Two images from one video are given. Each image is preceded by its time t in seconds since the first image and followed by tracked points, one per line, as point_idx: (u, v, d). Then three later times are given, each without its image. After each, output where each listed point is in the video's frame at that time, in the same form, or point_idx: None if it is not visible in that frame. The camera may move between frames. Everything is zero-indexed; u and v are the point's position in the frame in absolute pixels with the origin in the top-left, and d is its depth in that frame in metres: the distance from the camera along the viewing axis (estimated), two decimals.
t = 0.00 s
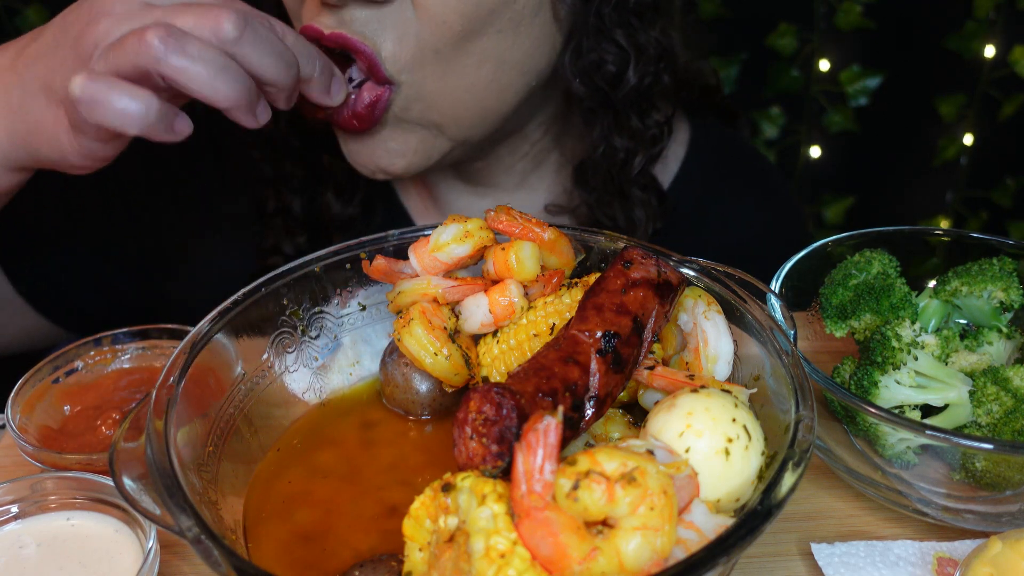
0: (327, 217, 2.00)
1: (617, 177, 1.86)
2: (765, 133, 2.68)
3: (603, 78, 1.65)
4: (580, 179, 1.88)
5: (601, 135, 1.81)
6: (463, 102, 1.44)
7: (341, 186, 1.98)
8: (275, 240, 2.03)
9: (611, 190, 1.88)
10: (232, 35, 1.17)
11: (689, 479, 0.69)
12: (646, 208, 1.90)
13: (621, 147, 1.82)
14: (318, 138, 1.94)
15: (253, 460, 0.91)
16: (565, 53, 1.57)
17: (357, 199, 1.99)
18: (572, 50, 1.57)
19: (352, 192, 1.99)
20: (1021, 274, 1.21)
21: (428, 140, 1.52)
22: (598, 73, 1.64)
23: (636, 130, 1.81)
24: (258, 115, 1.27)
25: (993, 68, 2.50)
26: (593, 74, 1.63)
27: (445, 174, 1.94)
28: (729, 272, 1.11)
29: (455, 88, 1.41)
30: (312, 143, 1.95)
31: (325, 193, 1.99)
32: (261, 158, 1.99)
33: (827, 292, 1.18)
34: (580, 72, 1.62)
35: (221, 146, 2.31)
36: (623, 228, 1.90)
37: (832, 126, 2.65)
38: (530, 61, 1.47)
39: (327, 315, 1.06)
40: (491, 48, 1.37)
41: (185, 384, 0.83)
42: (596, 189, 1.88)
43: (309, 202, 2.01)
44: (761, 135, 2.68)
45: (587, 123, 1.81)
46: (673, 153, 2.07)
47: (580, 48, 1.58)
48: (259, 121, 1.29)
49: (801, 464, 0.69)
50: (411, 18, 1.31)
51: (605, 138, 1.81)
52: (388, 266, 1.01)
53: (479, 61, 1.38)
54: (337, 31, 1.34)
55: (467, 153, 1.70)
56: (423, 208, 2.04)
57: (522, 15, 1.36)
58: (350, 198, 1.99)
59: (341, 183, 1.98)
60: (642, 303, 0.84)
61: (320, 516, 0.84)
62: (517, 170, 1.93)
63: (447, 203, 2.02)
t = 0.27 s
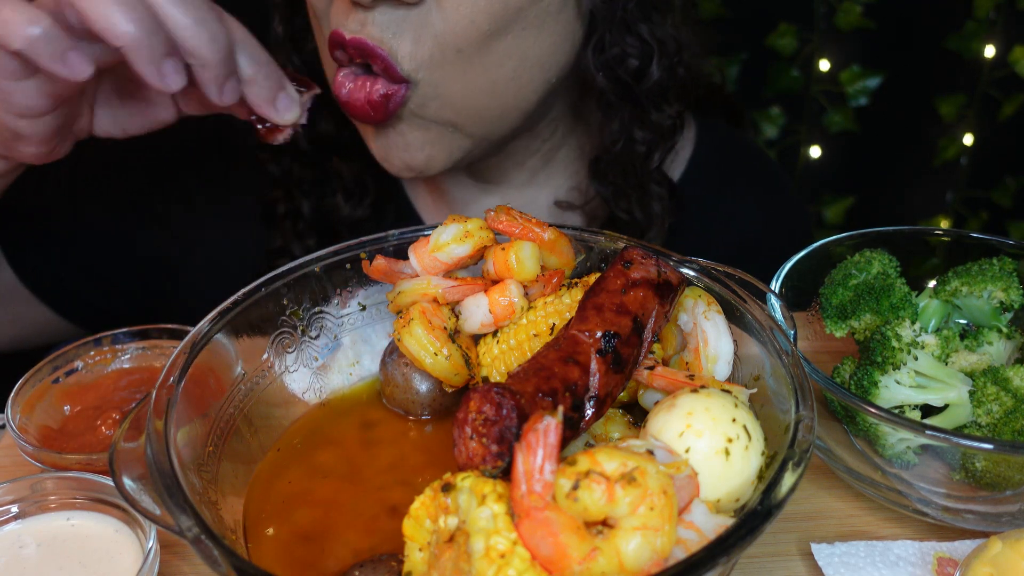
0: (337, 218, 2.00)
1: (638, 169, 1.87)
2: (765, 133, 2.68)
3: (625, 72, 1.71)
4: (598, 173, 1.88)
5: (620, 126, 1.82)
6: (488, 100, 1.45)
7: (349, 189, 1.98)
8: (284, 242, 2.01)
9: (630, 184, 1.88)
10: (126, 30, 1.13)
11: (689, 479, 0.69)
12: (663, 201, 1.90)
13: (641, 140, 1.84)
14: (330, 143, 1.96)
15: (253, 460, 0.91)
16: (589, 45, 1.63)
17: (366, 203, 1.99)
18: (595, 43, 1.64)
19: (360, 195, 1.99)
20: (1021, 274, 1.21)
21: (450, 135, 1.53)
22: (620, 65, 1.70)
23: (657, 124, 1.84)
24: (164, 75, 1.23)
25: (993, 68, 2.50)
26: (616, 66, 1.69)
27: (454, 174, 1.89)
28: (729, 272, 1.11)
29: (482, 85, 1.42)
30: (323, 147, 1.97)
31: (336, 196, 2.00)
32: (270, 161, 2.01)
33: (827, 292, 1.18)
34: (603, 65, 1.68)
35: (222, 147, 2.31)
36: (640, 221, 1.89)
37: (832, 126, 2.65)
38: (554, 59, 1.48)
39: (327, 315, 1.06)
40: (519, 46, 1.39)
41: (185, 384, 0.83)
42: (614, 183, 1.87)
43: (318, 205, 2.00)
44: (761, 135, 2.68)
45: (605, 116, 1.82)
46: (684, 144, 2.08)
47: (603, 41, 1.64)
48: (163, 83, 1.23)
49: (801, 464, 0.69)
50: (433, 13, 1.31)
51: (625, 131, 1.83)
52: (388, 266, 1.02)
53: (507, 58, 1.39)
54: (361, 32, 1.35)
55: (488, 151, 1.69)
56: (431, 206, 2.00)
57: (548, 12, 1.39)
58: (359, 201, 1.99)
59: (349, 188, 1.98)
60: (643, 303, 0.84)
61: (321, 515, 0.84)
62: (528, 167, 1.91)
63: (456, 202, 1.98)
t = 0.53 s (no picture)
0: (337, 221, 1.98)
1: (653, 163, 1.87)
2: (765, 133, 2.67)
3: (644, 65, 1.78)
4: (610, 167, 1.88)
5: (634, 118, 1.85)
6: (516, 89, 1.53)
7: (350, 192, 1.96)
8: (282, 244, 2.02)
9: (647, 179, 1.87)
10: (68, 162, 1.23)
11: (689, 479, 0.69)
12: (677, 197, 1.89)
13: (657, 132, 1.86)
14: (335, 145, 1.95)
15: (254, 460, 0.91)
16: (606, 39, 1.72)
17: (366, 206, 1.96)
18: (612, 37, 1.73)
19: (361, 198, 1.96)
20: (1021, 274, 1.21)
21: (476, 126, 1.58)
22: (636, 58, 1.77)
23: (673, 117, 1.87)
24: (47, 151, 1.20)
25: (993, 68, 2.50)
26: (635, 59, 1.76)
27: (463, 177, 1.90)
28: (729, 272, 1.11)
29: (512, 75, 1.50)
30: (324, 147, 1.96)
31: (335, 198, 1.98)
32: (273, 160, 2.00)
33: (827, 292, 1.18)
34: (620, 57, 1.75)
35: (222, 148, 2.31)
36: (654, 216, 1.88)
37: (832, 126, 2.64)
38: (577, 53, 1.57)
39: (327, 315, 1.06)
40: (552, 40, 1.48)
41: (185, 384, 0.83)
42: (629, 177, 1.87)
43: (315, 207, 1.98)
44: (761, 135, 2.68)
45: (619, 111, 1.86)
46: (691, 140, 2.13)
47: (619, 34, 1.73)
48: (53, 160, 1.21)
49: (801, 464, 0.69)
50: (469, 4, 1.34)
51: (642, 124, 1.85)
52: (388, 266, 1.02)
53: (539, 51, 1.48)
54: (409, 58, 1.42)
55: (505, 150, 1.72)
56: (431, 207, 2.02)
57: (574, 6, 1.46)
58: (359, 204, 1.96)
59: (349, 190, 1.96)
60: (642, 303, 0.84)
61: (321, 515, 0.85)
62: (538, 167, 1.94)
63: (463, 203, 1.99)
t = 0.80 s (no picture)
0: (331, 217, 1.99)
1: (647, 155, 1.87)
2: (765, 133, 2.67)
3: (638, 56, 1.80)
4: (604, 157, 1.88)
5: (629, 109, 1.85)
6: (532, 82, 1.54)
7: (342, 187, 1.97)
8: (272, 241, 2.00)
9: (640, 168, 1.88)
10: (40, 208, 1.35)
11: (689, 479, 0.69)
12: (669, 185, 1.89)
13: (651, 122, 1.87)
14: (331, 143, 1.96)
15: (254, 460, 0.91)
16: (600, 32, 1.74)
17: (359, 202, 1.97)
18: (607, 29, 1.74)
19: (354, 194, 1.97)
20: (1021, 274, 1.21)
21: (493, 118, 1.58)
22: (632, 49, 1.78)
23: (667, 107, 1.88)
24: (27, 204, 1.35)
25: (994, 68, 2.50)
26: (630, 51, 1.78)
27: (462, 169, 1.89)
28: (729, 273, 1.11)
29: (526, 67, 1.51)
30: (319, 146, 1.96)
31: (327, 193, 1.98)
32: (268, 158, 1.98)
33: (827, 292, 1.18)
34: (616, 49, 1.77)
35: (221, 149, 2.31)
36: (647, 203, 1.88)
37: (833, 126, 2.64)
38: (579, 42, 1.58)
39: (327, 315, 1.06)
40: (559, 32, 1.49)
41: (185, 384, 0.83)
42: (623, 165, 1.88)
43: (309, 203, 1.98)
44: (761, 135, 2.67)
45: (614, 100, 1.86)
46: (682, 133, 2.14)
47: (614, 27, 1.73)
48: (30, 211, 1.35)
49: (801, 464, 0.69)
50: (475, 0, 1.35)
51: (636, 113, 1.86)
52: (388, 266, 1.02)
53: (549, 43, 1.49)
54: (432, 45, 1.39)
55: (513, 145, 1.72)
56: (427, 202, 2.02)
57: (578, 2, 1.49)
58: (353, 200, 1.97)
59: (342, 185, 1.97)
60: (643, 303, 0.84)
61: (321, 515, 0.85)
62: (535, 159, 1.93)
63: (460, 195, 1.98)
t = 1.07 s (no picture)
0: (326, 213, 2.00)
1: (632, 149, 1.88)
2: (765, 133, 2.67)
3: (625, 53, 1.78)
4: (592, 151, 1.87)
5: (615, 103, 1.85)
6: (522, 82, 1.54)
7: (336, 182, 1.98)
8: (269, 238, 2.02)
9: (629, 163, 1.88)
10: (29, 231, 1.36)
11: (689, 479, 0.69)
12: (658, 177, 1.91)
13: (638, 116, 1.87)
14: (322, 139, 1.95)
15: (254, 461, 0.91)
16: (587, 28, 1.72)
17: (353, 196, 1.97)
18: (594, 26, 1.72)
19: (348, 188, 1.98)
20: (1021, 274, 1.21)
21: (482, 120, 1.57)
22: (619, 46, 1.76)
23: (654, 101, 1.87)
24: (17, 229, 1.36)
25: (994, 68, 2.50)
26: (616, 47, 1.76)
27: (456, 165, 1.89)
28: (729, 273, 1.11)
29: (513, 69, 1.51)
30: (312, 142, 1.96)
31: (324, 190, 1.99)
32: (263, 156, 1.99)
33: (827, 292, 1.18)
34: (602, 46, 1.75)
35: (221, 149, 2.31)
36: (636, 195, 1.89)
37: (833, 126, 2.64)
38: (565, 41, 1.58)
39: (327, 315, 1.06)
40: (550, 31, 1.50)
41: (185, 384, 0.83)
42: (611, 160, 1.87)
43: (304, 198, 1.99)
44: (761, 135, 2.67)
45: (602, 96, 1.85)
46: (674, 127, 2.13)
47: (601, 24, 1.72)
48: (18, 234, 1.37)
49: (801, 464, 0.69)
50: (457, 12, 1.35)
51: (623, 108, 1.85)
52: (388, 266, 1.02)
53: (537, 44, 1.49)
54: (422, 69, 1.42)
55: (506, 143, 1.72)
56: (424, 198, 2.01)
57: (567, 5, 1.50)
58: (347, 195, 1.98)
59: (337, 180, 1.97)
60: (643, 303, 0.84)
61: (321, 515, 0.85)
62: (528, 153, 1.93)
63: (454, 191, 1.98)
